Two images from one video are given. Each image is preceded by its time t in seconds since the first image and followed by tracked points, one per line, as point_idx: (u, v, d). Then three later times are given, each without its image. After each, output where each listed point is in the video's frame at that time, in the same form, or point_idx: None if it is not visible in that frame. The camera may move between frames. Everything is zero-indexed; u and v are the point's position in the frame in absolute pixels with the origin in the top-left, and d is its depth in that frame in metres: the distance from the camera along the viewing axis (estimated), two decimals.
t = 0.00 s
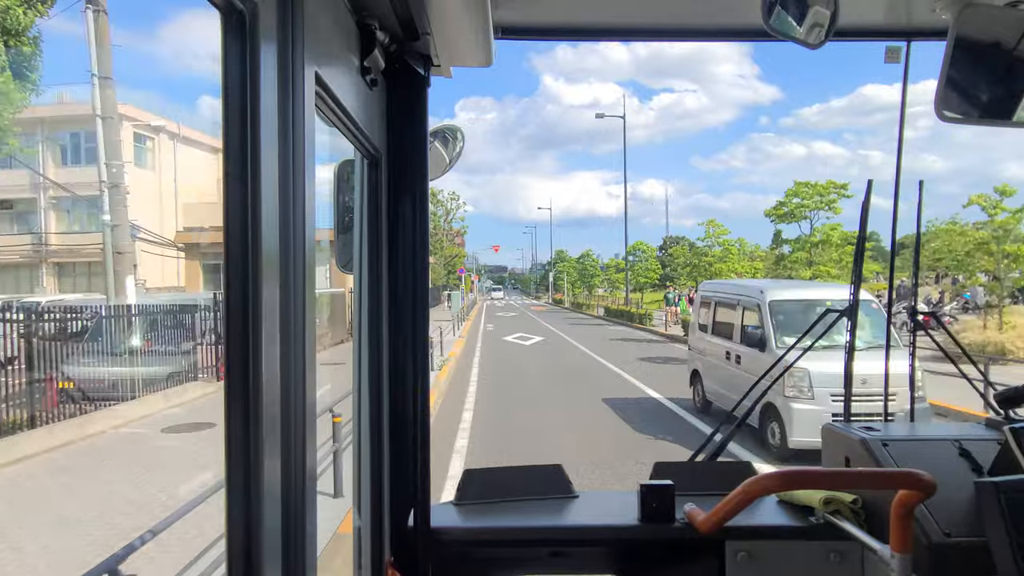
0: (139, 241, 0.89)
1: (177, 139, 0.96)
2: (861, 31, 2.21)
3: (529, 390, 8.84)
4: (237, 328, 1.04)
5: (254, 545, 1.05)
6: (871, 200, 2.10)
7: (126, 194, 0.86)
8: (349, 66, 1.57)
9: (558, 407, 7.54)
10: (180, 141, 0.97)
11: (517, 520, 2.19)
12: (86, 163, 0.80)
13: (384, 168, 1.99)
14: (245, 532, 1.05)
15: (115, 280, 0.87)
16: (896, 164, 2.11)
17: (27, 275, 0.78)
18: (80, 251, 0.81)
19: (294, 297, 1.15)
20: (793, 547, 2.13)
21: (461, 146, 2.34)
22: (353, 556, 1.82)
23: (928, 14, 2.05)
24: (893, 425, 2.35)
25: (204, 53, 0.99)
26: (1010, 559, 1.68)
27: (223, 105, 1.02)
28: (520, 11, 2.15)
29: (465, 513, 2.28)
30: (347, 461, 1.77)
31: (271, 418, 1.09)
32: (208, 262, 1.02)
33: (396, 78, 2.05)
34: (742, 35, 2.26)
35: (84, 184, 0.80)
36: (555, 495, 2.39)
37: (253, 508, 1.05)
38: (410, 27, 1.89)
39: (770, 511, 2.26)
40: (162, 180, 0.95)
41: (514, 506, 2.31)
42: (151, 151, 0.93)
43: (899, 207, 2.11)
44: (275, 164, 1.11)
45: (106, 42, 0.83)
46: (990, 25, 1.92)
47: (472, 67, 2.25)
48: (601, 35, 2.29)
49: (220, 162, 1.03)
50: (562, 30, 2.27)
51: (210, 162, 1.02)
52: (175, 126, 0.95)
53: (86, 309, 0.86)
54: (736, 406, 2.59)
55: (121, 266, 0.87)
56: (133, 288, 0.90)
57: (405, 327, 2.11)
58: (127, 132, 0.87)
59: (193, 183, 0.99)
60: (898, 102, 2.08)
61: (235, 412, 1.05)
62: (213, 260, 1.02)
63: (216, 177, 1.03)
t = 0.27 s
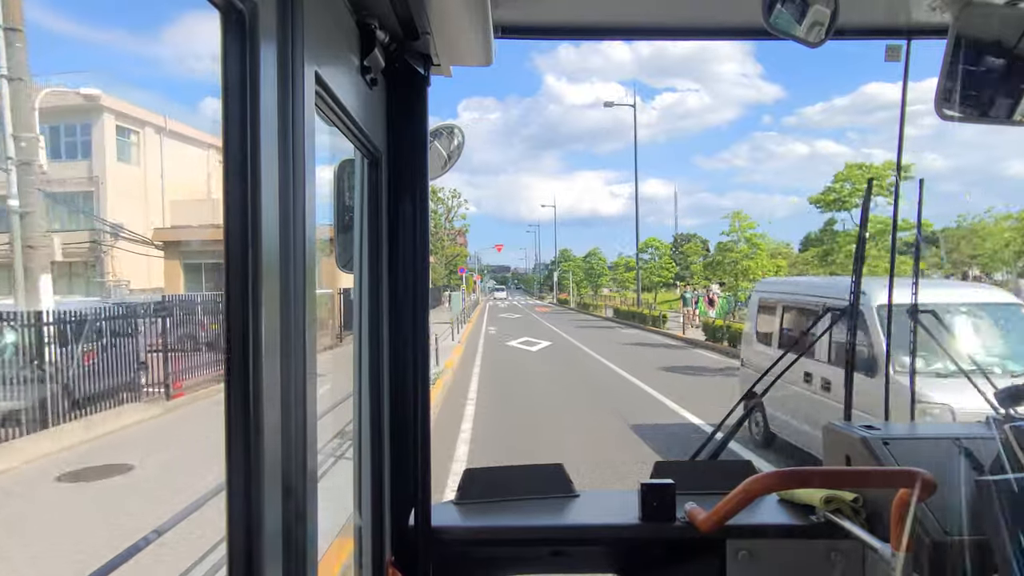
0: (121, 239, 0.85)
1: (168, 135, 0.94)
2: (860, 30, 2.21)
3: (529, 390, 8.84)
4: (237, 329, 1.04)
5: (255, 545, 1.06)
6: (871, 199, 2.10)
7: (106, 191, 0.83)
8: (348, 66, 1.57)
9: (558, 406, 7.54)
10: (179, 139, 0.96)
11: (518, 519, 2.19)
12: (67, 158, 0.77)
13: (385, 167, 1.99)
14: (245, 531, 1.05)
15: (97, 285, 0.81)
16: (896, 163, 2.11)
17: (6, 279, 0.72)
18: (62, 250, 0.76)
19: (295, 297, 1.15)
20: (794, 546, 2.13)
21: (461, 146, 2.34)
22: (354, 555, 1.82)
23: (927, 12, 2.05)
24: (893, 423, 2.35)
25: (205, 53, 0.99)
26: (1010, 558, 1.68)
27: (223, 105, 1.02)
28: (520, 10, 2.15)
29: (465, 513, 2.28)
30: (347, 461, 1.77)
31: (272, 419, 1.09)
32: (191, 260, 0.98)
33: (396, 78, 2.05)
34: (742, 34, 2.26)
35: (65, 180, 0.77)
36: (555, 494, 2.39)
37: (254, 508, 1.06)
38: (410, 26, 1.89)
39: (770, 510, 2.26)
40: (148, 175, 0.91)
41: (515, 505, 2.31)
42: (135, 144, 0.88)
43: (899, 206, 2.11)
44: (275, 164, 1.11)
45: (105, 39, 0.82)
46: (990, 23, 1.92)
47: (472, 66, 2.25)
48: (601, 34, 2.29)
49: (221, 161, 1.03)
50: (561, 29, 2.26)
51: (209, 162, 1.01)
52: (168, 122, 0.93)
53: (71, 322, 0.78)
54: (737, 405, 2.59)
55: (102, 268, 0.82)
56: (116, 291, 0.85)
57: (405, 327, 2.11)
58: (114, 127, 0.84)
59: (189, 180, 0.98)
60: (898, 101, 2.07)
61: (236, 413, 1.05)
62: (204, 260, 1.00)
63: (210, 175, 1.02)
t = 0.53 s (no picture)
0: (101, 238, 0.82)
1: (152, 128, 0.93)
2: (861, 29, 2.21)
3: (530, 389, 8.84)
4: (238, 330, 1.04)
5: (256, 546, 1.06)
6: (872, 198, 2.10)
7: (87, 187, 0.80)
8: (348, 66, 1.57)
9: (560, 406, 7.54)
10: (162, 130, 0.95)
11: (519, 518, 2.19)
12: (45, 152, 0.75)
13: (385, 167, 1.99)
14: (246, 532, 1.05)
15: (74, 285, 0.80)
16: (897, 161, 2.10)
17: None
18: (37, 250, 0.75)
19: (295, 298, 1.15)
20: (795, 545, 2.13)
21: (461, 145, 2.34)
22: (355, 555, 1.82)
23: (928, 11, 2.05)
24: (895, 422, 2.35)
25: (206, 54, 0.99)
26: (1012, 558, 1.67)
27: (223, 106, 1.02)
28: (520, 9, 2.15)
29: (467, 512, 2.28)
30: (348, 461, 1.77)
31: (273, 419, 1.09)
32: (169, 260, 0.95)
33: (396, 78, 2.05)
34: (742, 33, 2.26)
35: (47, 176, 0.76)
36: (557, 493, 2.39)
37: (255, 509, 1.06)
38: (410, 26, 1.89)
39: (772, 509, 2.26)
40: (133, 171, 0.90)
41: (517, 504, 2.31)
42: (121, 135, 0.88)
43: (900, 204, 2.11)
44: (275, 165, 1.11)
45: (105, 39, 0.83)
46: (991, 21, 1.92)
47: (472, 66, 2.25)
48: (602, 33, 2.29)
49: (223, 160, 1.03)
50: (562, 28, 2.26)
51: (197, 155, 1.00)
52: (151, 115, 0.92)
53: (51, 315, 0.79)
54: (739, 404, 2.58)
55: (79, 268, 0.80)
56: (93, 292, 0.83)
57: (406, 327, 2.11)
58: (93, 118, 0.82)
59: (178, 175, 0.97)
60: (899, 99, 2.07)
61: (237, 413, 1.05)
62: (183, 260, 0.98)
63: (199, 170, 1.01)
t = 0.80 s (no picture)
0: (78, 235, 0.83)
1: (135, 119, 0.92)
2: (861, 28, 2.21)
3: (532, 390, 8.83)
4: (239, 329, 1.04)
5: (257, 544, 1.06)
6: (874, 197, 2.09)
7: (63, 182, 0.80)
8: (349, 65, 1.56)
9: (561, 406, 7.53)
10: (147, 124, 0.94)
11: (519, 517, 2.19)
12: (19, 144, 0.76)
13: (385, 166, 1.99)
14: (247, 531, 1.05)
15: (50, 285, 0.82)
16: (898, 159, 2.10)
17: None
18: (13, 247, 0.78)
19: (296, 297, 1.15)
20: (796, 544, 2.12)
21: (462, 145, 2.34)
22: (356, 554, 1.82)
23: (929, 10, 2.05)
24: (896, 421, 2.34)
25: (207, 55, 1.00)
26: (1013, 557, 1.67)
27: (223, 105, 1.03)
28: (520, 9, 2.15)
29: (468, 512, 2.28)
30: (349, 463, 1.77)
31: (273, 417, 1.09)
32: (141, 258, 0.95)
33: (396, 77, 2.05)
34: (742, 33, 2.26)
35: (20, 171, 0.78)
36: (558, 493, 2.39)
37: (255, 508, 1.06)
38: (410, 26, 1.89)
39: (773, 508, 2.26)
40: (112, 163, 0.89)
41: (517, 504, 2.31)
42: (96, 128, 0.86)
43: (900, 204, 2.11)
44: (275, 165, 1.11)
45: (105, 40, 0.85)
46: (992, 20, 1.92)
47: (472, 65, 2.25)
48: (602, 33, 2.29)
49: (215, 157, 1.03)
50: (562, 27, 2.26)
51: (184, 150, 0.99)
52: (135, 106, 0.91)
53: (27, 311, 0.82)
54: (739, 403, 2.58)
55: (55, 267, 0.82)
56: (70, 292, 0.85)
57: (407, 327, 2.11)
58: (70, 108, 0.80)
59: (162, 170, 0.98)
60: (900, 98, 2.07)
61: (238, 412, 1.05)
62: (155, 257, 0.97)
63: (185, 165, 1.01)
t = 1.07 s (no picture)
0: (50, 234, 0.78)
1: (115, 110, 0.88)
2: (862, 29, 2.21)
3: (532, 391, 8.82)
4: (239, 329, 1.04)
5: (257, 545, 1.06)
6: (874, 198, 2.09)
7: (37, 176, 0.76)
8: (349, 65, 1.56)
9: (562, 407, 7.53)
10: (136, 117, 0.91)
11: (519, 519, 2.19)
12: None
13: (386, 167, 1.99)
14: (247, 531, 1.05)
15: (22, 286, 0.76)
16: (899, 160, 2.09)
17: None
18: None
19: (296, 297, 1.15)
20: (797, 546, 2.12)
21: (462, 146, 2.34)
22: (356, 555, 1.82)
23: (930, 11, 2.05)
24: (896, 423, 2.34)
25: (209, 56, 1.00)
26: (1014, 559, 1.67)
27: (224, 105, 1.03)
28: (521, 10, 2.15)
29: (468, 513, 2.27)
30: (349, 464, 1.77)
31: (273, 417, 1.09)
32: (106, 256, 0.89)
33: (396, 78, 2.05)
34: (743, 34, 2.26)
35: None
36: (558, 494, 2.39)
37: (255, 508, 1.06)
38: (411, 26, 1.89)
39: (773, 510, 2.26)
40: (89, 159, 0.85)
41: (517, 505, 2.31)
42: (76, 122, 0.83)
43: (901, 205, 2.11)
44: (276, 166, 1.11)
45: (108, 41, 0.85)
46: (993, 22, 1.92)
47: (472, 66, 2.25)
48: (603, 34, 2.29)
49: (201, 151, 1.02)
50: (563, 28, 2.26)
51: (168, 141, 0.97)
52: (115, 95, 0.87)
53: None
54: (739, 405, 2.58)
55: (28, 268, 0.76)
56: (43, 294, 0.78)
57: (408, 327, 2.11)
58: (43, 97, 0.77)
59: (146, 164, 0.95)
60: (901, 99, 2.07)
61: (238, 413, 1.05)
62: (125, 256, 0.92)
63: (169, 158, 0.99)
